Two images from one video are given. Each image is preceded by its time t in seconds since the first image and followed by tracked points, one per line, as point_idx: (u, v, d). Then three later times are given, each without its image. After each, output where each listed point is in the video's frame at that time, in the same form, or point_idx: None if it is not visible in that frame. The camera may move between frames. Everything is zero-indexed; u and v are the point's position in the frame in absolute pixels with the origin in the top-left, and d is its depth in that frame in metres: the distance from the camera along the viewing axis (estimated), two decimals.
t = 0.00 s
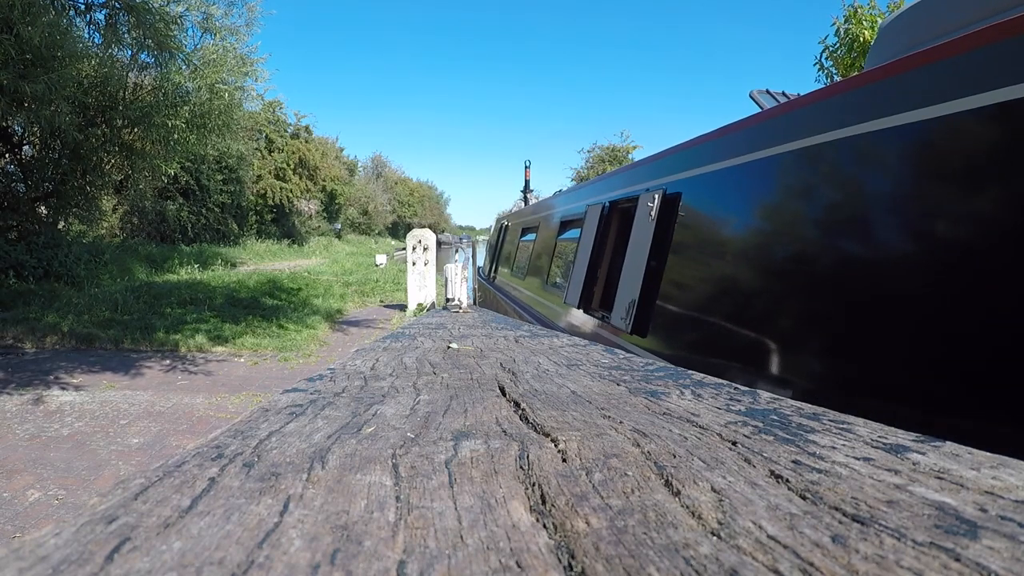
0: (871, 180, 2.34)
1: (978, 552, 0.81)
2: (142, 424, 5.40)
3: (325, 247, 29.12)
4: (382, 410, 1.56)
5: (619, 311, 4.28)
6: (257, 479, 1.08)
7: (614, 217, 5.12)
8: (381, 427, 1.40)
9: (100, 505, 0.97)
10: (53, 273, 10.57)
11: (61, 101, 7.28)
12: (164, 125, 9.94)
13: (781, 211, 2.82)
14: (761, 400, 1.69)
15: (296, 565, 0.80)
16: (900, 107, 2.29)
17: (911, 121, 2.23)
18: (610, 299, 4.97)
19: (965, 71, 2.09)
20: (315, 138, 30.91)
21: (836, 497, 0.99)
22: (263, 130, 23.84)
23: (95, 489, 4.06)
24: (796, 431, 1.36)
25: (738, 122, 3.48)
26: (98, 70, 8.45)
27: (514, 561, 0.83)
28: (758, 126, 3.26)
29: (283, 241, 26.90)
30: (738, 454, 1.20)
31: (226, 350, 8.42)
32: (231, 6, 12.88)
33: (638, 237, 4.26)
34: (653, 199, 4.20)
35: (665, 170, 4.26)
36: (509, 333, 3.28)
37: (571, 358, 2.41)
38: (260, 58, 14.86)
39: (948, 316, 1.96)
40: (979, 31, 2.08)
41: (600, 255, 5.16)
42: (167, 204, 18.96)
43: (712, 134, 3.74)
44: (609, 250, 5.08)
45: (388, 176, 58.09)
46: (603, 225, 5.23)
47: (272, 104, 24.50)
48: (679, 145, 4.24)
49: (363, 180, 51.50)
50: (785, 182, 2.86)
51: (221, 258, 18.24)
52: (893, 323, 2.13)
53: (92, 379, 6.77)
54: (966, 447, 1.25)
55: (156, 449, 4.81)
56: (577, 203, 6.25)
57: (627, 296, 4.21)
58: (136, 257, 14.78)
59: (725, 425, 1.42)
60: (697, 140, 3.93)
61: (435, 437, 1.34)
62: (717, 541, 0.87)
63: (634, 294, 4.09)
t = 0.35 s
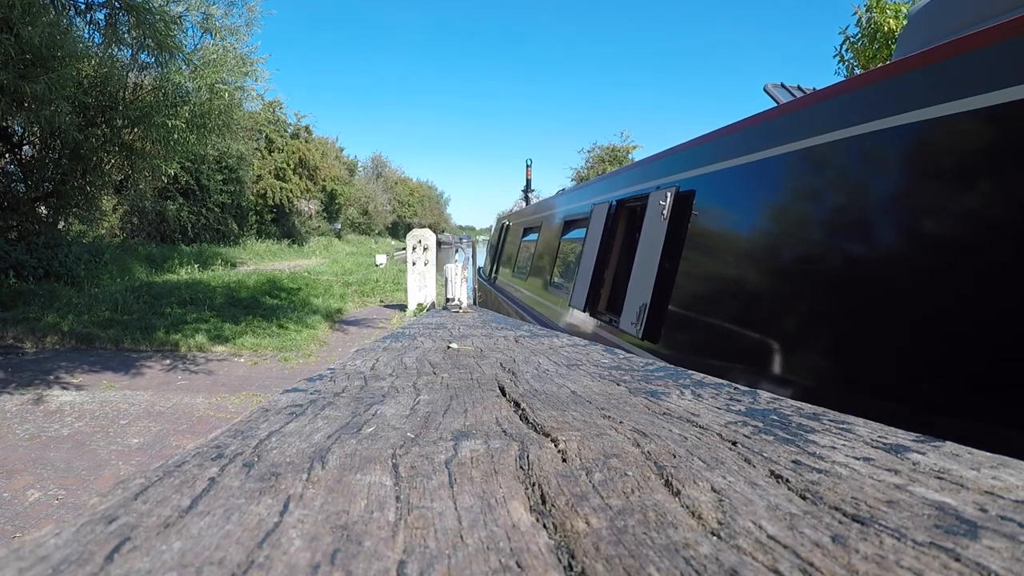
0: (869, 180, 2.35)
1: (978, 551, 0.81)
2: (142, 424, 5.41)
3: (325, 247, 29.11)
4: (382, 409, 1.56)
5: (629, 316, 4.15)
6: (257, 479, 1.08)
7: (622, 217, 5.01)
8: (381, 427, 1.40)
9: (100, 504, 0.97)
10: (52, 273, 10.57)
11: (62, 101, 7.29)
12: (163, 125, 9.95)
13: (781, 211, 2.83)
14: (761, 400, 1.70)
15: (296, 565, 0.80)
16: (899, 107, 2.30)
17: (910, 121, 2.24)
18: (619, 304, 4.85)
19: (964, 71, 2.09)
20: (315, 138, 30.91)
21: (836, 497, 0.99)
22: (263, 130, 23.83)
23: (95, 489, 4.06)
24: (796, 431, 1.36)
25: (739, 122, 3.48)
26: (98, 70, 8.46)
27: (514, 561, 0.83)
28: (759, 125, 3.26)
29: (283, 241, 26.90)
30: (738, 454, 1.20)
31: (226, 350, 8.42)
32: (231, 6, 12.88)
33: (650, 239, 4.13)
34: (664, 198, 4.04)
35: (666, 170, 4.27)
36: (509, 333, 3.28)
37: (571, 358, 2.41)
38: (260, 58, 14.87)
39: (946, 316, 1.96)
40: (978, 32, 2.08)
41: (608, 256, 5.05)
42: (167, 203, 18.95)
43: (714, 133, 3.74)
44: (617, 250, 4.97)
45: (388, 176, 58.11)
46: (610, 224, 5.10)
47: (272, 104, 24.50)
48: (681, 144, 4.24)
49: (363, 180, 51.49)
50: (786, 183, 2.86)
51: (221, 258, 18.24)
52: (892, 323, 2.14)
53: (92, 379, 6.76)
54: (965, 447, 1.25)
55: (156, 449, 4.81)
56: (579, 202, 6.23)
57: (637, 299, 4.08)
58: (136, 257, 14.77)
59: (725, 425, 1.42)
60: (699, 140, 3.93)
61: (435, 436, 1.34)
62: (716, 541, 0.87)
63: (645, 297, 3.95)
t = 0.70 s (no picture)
0: (870, 180, 2.36)
1: (978, 552, 0.81)
2: (142, 424, 5.40)
3: (325, 247, 29.11)
4: (382, 410, 1.56)
5: (641, 320, 3.95)
6: (257, 478, 1.08)
7: (630, 216, 4.91)
8: (381, 427, 1.40)
9: (100, 504, 0.97)
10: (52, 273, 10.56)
11: (62, 101, 7.29)
12: (163, 124, 9.95)
13: (782, 210, 2.84)
14: (761, 400, 1.70)
15: (296, 565, 0.80)
16: (900, 108, 2.31)
17: (910, 122, 2.25)
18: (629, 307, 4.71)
19: (963, 72, 2.10)
20: (315, 138, 30.89)
21: (836, 497, 0.99)
22: (263, 130, 23.82)
23: (95, 489, 4.06)
24: (797, 431, 1.36)
25: (741, 123, 3.48)
26: (98, 70, 8.46)
27: (514, 561, 0.83)
28: (761, 126, 3.26)
29: (283, 241, 26.89)
30: (738, 454, 1.20)
31: (226, 349, 8.41)
32: (230, 6, 12.87)
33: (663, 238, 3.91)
34: (677, 196, 3.86)
35: (668, 170, 4.26)
36: (509, 333, 3.28)
37: (571, 358, 2.41)
38: (261, 58, 14.87)
39: (945, 315, 1.97)
40: (978, 33, 2.09)
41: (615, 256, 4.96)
42: (167, 203, 18.95)
43: (715, 133, 3.74)
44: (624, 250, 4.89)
45: (388, 176, 58.11)
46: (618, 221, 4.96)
47: (272, 104, 24.50)
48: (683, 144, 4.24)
49: (364, 180, 51.50)
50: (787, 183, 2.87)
51: (221, 258, 18.23)
52: (892, 322, 2.15)
53: (92, 379, 6.76)
54: (966, 447, 1.25)
55: (156, 449, 4.81)
56: (581, 201, 6.21)
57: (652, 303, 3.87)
58: (136, 256, 14.77)
59: (725, 425, 1.42)
60: (700, 140, 3.93)
61: (435, 436, 1.34)
62: (717, 541, 0.87)
63: (657, 301, 3.78)
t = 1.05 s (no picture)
0: (873, 180, 2.35)
1: (978, 551, 0.81)
2: (142, 424, 5.40)
3: (325, 247, 29.10)
4: (382, 410, 1.56)
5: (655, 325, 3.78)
6: (257, 479, 1.08)
7: (639, 214, 4.79)
8: (381, 427, 1.40)
9: (100, 504, 0.97)
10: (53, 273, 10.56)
11: (61, 101, 7.28)
12: (163, 124, 9.95)
13: (784, 209, 2.83)
14: (762, 400, 1.69)
15: (296, 565, 0.80)
16: (901, 107, 2.31)
17: (913, 122, 2.25)
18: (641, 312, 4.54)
19: (966, 71, 2.10)
20: (315, 138, 30.89)
21: (836, 497, 0.99)
22: (263, 130, 23.82)
23: (95, 489, 4.06)
24: (797, 431, 1.36)
25: (742, 123, 3.48)
26: (98, 70, 8.46)
27: (514, 561, 0.83)
28: (763, 126, 3.26)
29: (283, 241, 26.89)
30: (738, 454, 1.20)
31: (226, 349, 8.41)
32: (230, 6, 12.87)
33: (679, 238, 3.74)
34: (693, 193, 3.67)
35: (670, 170, 4.25)
36: (509, 333, 3.28)
37: (571, 358, 2.41)
38: (260, 59, 14.87)
39: (943, 316, 1.98)
40: (980, 32, 2.09)
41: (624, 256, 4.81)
42: (167, 203, 18.95)
43: (717, 133, 3.73)
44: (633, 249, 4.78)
45: (388, 176, 58.12)
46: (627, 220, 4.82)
47: (272, 104, 24.49)
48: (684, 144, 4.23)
49: (364, 180, 51.50)
50: (789, 182, 2.87)
51: (221, 258, 18.22)
52: (892, 323, 2.16)
53: (92, 379, 6.76)
54: (966, 447, 1.25)
55: (156, 449, 4.81)
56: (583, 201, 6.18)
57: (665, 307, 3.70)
58: (136, 257, 14.76)
59: (726, 425, 1.42)
60: (701, 140, 3.92)
61: (435, 436, 1.34)
62: (717, 541, 0.87)
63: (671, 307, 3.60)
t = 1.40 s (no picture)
0: (879, 179, 2.35)
1: (978, 551, 0.81)
2: (142, 424, 5.40)
3: (325, 247, 29.10)
4: (382, 410, 1.56)
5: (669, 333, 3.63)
6: (257, 478, 1.08)
7: (648, 214, 4.68)
8: (381, 427, 1.40)
9: (100, 504, 0.97)
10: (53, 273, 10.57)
11: (62, 101, 7.27)
12: (164, 124, 9.95)
13: (787, 209, 2.82)
14: (761, 400, 1.69)
15: (296, 566, 0.80)
16: (906, 107, 2.32)
17: (920, 121, 2.25)
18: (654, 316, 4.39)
19: (974, 71, 2.11)
20: (316, 138, 30.90)
21: (836, 497, 0.99)
22: (263, 130, 23.82)
23: (95, 489, 4.06)
24: (796, 431, 1.36)
25: (745, 122, 3.47)
26: (98, 70, 8.45)
27: (514, 561, 0.83)
28: (766, 126, 3.25)
29: (283, 241, 26.89)
30: (738, 454, 1.20)
31: (226, 349, 8.42)
32: (230, 6, 12.86)
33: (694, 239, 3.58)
34: (710, 190, 3.51)
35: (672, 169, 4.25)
36: (509, 333, 3.27)
37: (571, 358, 2.41)
38: (260, 59, 14.88)
39: (946, 316, 1.99)
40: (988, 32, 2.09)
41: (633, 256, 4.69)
42: (167, 203, 18.95)
43: (720, 133, 3.72)
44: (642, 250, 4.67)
45: (388, 176, 58.15)
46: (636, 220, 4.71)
47: (272, 104, 24.49)
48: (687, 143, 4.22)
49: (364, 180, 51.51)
50: (791, 182, 2.86)
51: (221, 258, 18.22)
52: (897, 324, 2.15)
53: (92, 379, 6.76)
54: (966, 447, 1.25)
55: (156, 449, 4.81)
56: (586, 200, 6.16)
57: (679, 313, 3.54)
58: (136, 257, 14.76)
59: (725, 425, 1.42)
60: (703, 141, 3.92)
61: (435, 436, 1.34)
62: (717, 541, 0.87)
63: (688, 311, 3.42)
